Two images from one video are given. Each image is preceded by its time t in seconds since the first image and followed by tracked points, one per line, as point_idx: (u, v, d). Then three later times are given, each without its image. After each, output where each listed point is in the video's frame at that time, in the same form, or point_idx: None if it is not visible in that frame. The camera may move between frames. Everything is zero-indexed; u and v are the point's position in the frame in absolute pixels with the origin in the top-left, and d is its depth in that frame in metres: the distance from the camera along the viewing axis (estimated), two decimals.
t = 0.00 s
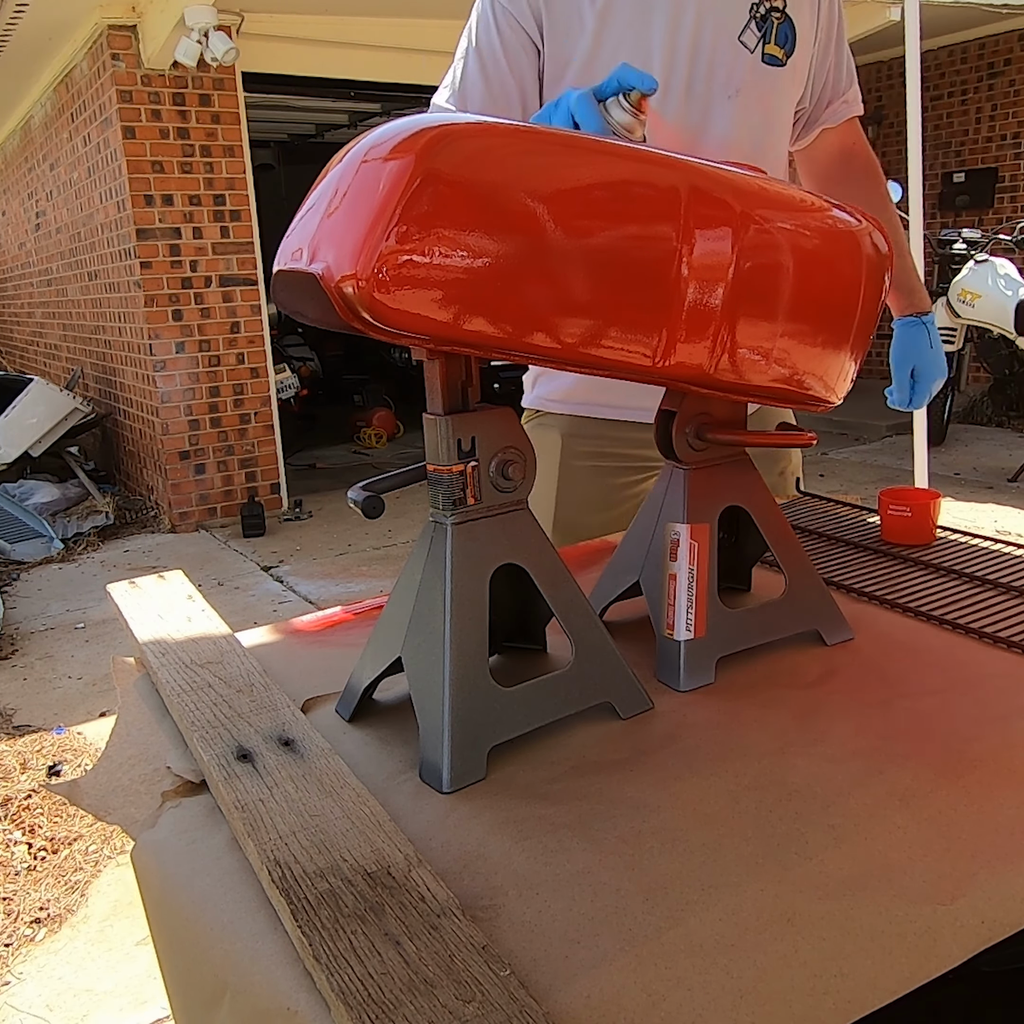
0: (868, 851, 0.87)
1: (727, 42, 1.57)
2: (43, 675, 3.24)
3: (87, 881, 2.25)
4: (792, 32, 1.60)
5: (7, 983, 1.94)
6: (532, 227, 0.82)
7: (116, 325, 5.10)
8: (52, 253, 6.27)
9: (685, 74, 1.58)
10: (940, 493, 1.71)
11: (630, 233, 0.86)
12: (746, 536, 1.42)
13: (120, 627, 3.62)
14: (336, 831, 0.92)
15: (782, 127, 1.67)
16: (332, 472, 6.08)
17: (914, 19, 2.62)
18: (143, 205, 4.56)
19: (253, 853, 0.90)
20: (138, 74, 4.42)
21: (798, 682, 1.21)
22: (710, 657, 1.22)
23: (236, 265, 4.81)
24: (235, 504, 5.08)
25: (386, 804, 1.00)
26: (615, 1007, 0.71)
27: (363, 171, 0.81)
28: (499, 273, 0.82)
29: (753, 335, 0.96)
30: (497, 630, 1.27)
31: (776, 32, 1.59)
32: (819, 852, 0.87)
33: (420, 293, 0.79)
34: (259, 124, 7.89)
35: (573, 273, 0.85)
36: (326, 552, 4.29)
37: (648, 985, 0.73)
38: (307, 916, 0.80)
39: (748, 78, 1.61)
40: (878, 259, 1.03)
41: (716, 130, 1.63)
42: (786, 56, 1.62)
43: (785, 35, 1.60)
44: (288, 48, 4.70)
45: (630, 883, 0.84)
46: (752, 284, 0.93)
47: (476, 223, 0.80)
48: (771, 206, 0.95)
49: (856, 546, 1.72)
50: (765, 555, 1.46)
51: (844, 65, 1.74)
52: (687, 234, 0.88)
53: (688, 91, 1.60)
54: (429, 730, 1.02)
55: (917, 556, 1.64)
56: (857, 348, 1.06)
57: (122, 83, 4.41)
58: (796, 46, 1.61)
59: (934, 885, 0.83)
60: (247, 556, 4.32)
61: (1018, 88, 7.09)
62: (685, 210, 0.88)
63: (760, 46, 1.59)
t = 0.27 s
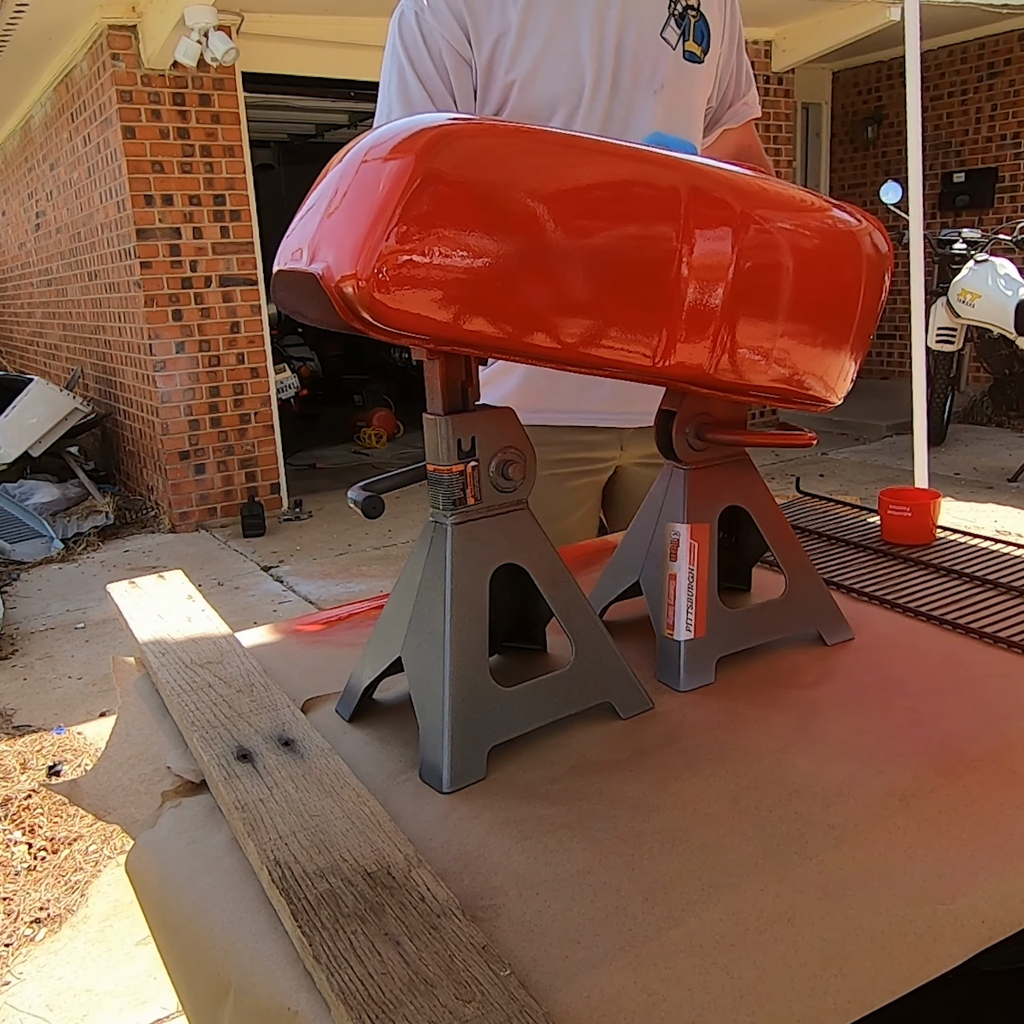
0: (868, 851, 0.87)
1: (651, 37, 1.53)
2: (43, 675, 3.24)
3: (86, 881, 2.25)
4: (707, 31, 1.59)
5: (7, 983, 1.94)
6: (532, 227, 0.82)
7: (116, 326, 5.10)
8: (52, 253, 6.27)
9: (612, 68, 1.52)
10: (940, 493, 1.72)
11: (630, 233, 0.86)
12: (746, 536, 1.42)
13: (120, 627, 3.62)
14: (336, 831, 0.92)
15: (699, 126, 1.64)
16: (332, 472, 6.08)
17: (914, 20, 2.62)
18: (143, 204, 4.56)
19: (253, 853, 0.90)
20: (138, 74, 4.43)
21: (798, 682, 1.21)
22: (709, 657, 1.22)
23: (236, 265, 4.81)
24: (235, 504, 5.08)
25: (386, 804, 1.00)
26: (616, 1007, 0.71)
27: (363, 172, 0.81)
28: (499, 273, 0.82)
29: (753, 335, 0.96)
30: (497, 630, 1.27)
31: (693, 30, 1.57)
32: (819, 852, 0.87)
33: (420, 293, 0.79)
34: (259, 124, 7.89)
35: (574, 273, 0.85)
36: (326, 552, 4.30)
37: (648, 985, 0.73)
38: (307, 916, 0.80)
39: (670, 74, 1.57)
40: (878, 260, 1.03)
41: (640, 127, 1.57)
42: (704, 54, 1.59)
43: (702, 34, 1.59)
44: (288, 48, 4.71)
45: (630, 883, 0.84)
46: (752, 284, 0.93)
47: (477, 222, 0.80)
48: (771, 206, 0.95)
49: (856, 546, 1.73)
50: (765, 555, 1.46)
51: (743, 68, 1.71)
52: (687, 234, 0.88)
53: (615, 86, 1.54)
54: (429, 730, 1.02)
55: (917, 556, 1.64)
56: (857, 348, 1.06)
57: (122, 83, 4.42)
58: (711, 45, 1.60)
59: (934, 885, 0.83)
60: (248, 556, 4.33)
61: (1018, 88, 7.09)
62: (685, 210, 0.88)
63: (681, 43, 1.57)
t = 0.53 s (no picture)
0: (867, 850, 0.87)
1: (616, 45, 1.58)
2: (43, 675, 3.24)
3: (86, 881, 2.25)
4: (660, 44, 1.67)
5: (6, 983, 1.94)
6: (532, 226, 0.82)
7: (116, 325, 5.10)
8: (52, 254, 6.27)
9: (584, 74, 1.56)
10: (940, 493, 1.71)
11: (630, 233, 0.86)
12: (746, 535, 1.42)
13: (120, 627, 3.62)
14: (336, 831, 0.92)
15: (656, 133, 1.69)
16: (332, 472, 6.08)
17: (914, 20, 2.62)
18: (143, 204, 4.56)
19: (253, 853, 0.90)
20: (138, 74, 4.43)
21: (798, 682, 1.21)
22: (709, 657, 1.22)
23: (236, 265, 4.81)
24: (235, 504, 5.08)
25: (386, 804, 1.00)
26: (616, 1007, 0.71)
27: (363, 171, 0.81)
28: (498, 274, 0.82)
29: (753, 335, 0.96)
30: (497, 629, 1.27)
31: (649, 41, 1.64)
32: (819, 851, 0.87)
33: (420, 293, 0.79)
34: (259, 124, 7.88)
35: (573, 272, 0.85)
36: (325, 552, 4.30)
37: (648, 985, 0.73)
38: (307, 916, 0.80)
39: (634, 81, 1.62)
40: (877, 259, 1.03)
41: (607, 133, 1.61)
42: (659, 64, 1.67)
43: (656, 45, 1.66)
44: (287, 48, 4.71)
45: (629, 884, 0.84)
46: (752, 284, 0.93)
47: (476, 221, 0.80)
48: (771, 206, 0.95)
49: (856, 546, 1.72)
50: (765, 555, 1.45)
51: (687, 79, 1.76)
52: (687, 234, 0.88)
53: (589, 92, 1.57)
54: (429, 729, 1.03)
55: (917, 556, 1.64)
56: (857, 348, 1.06)
57: (123, 82, 4.42)
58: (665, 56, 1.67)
59: (933, 884, 0.83)
60: (248, 555, 4.33)
61: (1019, 89, 7.09)
62: (684, 210, 0.88)
63: (641, 53, 1.63)
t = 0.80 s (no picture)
0: (868, 850, 0.87)
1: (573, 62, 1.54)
2: (43, 675, 3.24)
3: (87, 881, 2.25)
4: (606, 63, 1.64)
5: (7, 983, 1.94)
6: (532, 226, 0.82)
7: (116, 325, 5.10)
8: (52, 254, 6.27)
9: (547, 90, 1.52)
10: (940, 493, 1.71)
11: (630, 233, 0.86)
12: (746, 535, 1.42)
13: (120, 627, 3.62)
14: (336, 831, 0.92)
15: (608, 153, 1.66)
16: (332, 472, 6.09)
17: (913, 20, 2.63)
18: (143, 205, 4.56)
19: (253, 853, 0.90)
20: (138, 74, 4.43)
21: (798, 682, 1.21)
22: (710, 657, 1.22)
23: (236, 265, 4.81)
24: (235, 504, 5.08)
25: (387, 804, 1.00)
26: (616, 1007, 0.71)
27: (363, 171, 0.81)
28: (498, 274, 0.82)
29: (753, 335, 0.96)
30: (497, 630, 1.27)
31: (599, 60, 1.61)
32: (819, 851, 0.87)
33: (421, 293, 0.79)
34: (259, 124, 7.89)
35: (574, 272, 0.85)
36: (325, 552, 4.30)
37: (648, 985, 0.73)
38: (307, 916, 0.80)
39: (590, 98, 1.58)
40: (878, 259, 1.03)
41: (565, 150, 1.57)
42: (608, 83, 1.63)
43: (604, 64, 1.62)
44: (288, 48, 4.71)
45: (629, 883, 0.84)
46: (752, 284, 0.93)
47: (477, 222, 0.80)
48: (771, 206, 0.95)
49: (856, 546, 1.73)
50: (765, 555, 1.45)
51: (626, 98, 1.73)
52: (687, 234, 0.88)
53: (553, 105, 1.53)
54: (429, 729, 1.03)
55: (917, 556, 1.64)
56: (857, 348, 1.06)
57: (122, 82, 4.42)
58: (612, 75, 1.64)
59: (934, 884, 0.83)
60: (248, 555, 4.33)
61: (1018, 89, 7.09)
62: (684, 211, 0.88)
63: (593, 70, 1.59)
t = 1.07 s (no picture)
0: (868, 849, 0.88)
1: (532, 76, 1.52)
2: (43, 675, 3.24)
3: (87, 881, 2.25)
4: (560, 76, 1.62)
5: (7, 983, 1.94)
6: (532, 226, 0.82)
7: (116, 325, 5.10)
8: (52, 254, 6.27)
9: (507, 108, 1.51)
10: (940, 493, 1.71)
11: (630, 233, 0.86)
12: (746, 536, 1.42)
13: (119, 627, 3.62)
14: (336, 831, 0.92)
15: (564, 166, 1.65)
16: (332, 472, 6.09)
17: (913, 20, 2.63)
18: (143, 205, 4.57)
19: (253, 853, 0.90)
20: (137, 74, 4.43)
21: (798, 682, 1.21)
22: (709, 657, 1.22)
23: (236, 265, 4.81)
24: (235, 503, 5.08)
25: (386, 804, 1.00)
26: (616, 1007, 0.71)
27: (363, 171, 0.81)
28: (498, 273, 0.82)
29: (753, 335, 0.96)
30: (497, 630, 1.27)
31: (553, 74, 1.59)
32: (819, 851, 0.87)
33: (421, 293, 0.80)
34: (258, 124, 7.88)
35: (575, 272, 0.85)
36: (324, 552, 4.30)
37: (648, 985, 0.73)
38: (307, 916, 0.80)
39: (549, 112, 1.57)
40: (878, 259, 1.04)
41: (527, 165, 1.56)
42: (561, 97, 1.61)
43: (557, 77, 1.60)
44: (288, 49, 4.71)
45: (629, 883, 0.84)
46: (752, 284, 0.93)
47: (477, 221, 0.80)
48: (771, 206, 0.95)
49: (856, 546, 1.72)
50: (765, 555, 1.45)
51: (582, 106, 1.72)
52: (687, 235, 0.88)
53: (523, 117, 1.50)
54: (429, 729, 1.03)
55: (917, 556, 1.64)
56: (857, 348, 1.06)
57: (122, 82, 4.42)
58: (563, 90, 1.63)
59: (934, 884, 0.83)
60: (248, 555, 4.33)
61: (1018, 89, 7.09)
62: (685, 211, 0.88)
63: (548, 83, 1.57)
